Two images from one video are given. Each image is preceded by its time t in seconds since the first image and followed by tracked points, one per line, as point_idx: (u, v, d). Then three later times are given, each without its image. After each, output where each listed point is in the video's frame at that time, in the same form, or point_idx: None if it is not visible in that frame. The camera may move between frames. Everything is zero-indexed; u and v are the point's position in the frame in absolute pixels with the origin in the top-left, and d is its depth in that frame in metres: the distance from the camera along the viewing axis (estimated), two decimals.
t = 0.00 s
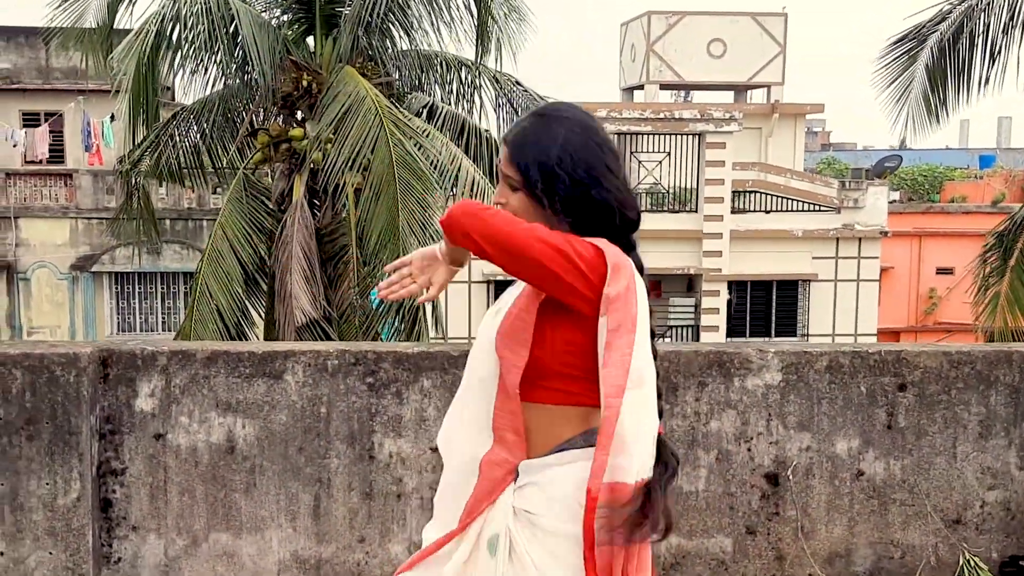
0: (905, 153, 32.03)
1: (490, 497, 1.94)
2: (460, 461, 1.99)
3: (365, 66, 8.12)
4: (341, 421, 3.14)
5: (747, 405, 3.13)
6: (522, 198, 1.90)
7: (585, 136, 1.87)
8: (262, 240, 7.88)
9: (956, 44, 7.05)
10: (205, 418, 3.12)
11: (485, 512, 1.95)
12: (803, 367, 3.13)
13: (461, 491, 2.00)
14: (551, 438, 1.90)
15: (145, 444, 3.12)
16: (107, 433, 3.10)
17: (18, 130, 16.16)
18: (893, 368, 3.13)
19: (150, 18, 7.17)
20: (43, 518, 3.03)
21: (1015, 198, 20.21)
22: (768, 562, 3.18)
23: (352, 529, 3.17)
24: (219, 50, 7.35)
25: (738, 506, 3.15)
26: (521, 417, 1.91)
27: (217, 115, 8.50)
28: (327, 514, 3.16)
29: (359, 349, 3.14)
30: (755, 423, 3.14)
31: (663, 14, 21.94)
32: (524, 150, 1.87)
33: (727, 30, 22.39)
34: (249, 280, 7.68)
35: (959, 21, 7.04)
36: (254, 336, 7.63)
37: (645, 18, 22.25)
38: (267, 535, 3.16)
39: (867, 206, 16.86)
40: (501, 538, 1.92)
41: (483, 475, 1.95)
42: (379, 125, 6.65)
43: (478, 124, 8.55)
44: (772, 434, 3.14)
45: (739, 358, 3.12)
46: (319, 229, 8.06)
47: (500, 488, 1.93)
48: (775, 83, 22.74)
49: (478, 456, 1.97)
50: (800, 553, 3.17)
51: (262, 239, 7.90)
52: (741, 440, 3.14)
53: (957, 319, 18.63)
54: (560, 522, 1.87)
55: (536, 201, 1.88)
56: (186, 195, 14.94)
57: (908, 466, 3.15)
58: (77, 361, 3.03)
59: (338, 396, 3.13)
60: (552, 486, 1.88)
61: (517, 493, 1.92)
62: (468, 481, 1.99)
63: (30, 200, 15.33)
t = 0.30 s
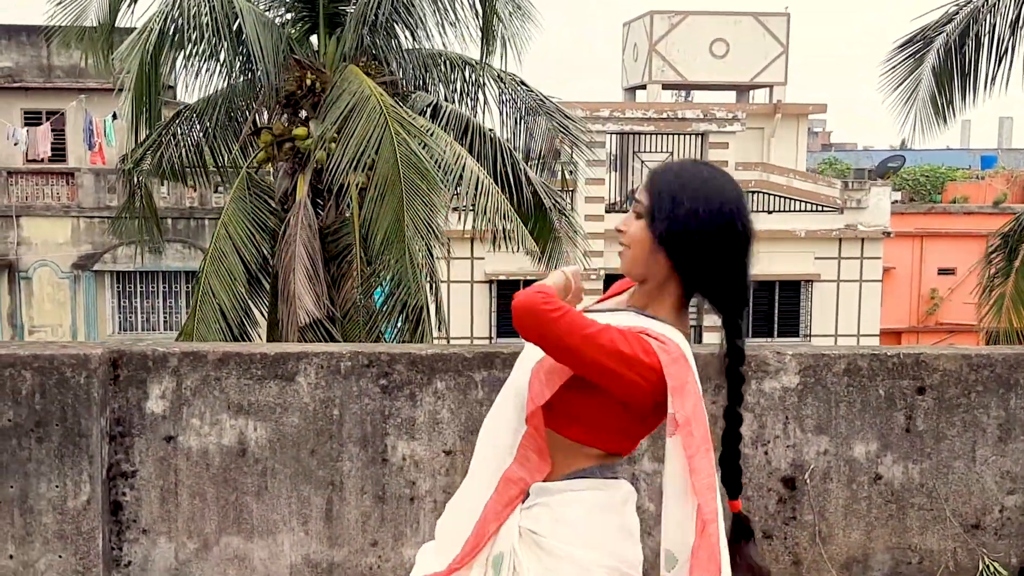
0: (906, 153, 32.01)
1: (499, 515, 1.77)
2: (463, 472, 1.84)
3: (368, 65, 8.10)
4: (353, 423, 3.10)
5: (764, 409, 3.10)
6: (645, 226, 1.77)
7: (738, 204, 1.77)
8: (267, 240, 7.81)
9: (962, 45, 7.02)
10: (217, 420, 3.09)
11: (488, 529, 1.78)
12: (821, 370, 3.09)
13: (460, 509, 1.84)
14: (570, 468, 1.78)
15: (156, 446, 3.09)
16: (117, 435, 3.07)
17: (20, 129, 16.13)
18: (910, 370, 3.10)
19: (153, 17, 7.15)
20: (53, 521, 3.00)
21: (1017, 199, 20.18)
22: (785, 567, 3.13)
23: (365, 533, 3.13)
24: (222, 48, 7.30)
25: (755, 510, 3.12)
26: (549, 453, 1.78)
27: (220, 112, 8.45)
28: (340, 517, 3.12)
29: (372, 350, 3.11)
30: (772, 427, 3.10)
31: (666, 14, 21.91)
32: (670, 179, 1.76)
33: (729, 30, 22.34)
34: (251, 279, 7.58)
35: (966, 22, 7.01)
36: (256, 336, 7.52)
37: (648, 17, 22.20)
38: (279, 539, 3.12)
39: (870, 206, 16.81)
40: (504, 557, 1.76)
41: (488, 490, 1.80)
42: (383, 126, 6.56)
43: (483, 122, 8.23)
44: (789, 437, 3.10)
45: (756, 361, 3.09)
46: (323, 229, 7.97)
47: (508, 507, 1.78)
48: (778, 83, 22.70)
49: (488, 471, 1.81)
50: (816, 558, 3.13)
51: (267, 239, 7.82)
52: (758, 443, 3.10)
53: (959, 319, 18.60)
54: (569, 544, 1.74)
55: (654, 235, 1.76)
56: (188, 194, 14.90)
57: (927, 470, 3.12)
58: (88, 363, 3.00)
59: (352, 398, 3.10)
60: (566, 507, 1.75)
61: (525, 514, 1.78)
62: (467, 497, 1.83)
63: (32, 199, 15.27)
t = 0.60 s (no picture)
0: (904, 150, 32.02)
1: (462, 464, 1.81)
2: (413, 427, 1.86)
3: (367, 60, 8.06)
4: (360, 420, 3.07)
5: (775, 405, 3.07)
6: (669, 209, 1.81)
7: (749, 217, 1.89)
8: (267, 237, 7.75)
9: (963, 42, 7.00)
10: (223, 417, 3.06)
11: (451, 477, 1.81)
12: (832, 367, 3.07)
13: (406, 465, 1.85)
14: (529, 408, 1.86)
15: (162, 442, 3.06)
16: (122, 431, 3.04)
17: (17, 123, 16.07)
18: (922, 367, 3.07)
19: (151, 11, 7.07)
20: (58, 518, 2.97)
21: (1015, 195, 20.15)
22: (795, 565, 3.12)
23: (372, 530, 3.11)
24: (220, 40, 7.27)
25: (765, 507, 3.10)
26: (502, 402, 1.81)
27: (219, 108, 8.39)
28: (346, 514, 3.10)
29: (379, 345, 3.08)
30: (782, 423, 3.08)
31: (665, 10, 21.88)
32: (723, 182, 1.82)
33: (728, 26, 22.32)
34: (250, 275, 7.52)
35: (967, 19, 6.98)
36: (255, 332, 7.48)
37: (647, 13, 22.16)
38: (285, 536, 3.10)
39: (869, 202, 16.73)
40: (474, 502, 1.81)
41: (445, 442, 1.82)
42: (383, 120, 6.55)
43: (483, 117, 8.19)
44: (801, 434, 3.08)
45: (767, 357, 3.07)
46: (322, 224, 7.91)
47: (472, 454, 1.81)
48: (777, 80, 22.68)
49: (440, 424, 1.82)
50: (826, 554, 3.11)
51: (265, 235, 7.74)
52: (768, 440, 3.08)
53: (957, 317, 18.65)
54: (539, 480, 1.84)
55: (679, 223, 1.82)
56: (185, 189, 14.85)
57: (938, 468, 3.10)
58: (93, 359, 2.96)
59: (359, 394, 3.07)
60: (531, 449, 1.84)
61: (489, 457, 1.82)
62: (420, 452, 1.84)
63: (29, 194, 15.17)
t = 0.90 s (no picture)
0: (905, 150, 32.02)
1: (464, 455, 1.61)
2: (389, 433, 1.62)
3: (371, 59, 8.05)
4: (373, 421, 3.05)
5: (792, 407, 3.05)
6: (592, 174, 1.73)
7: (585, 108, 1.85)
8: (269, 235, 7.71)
9: (969, 43, 6.95)
10: (235, 417, 3.04)
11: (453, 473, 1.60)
12: (848, 368, 3.05)
13: (393, 461, 1.61)
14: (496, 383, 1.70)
15: (174, 442, 3.04)
16: (134, 431, 3.03)
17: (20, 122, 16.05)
18: (939, 368, 3.05)
19: (155, 10, 7.05)
20: (69, 518, 2.96)
21: (1017, 196, 20.14)
22: (810, 567, 3.10)
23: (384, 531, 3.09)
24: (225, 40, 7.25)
25: (780, 509, 3.08)
26: (496, 392, 1.63)
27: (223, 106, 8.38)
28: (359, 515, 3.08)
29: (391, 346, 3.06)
30: (799, 425, 3.06)
31: (667, 9, 21.86)
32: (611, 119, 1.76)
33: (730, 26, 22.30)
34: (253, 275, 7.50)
35: (972, 19, 6.93)
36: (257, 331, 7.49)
37: (649, 13, 22.13)
38: (298, 537, 3.08)
39: (872, 203, 16.74)
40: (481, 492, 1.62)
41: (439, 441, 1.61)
42: (388, 120, 6.52)
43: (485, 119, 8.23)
44: (817, 435, 3.06)
45: (783, 358, 3.05)
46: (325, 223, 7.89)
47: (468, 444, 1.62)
48: (778, 79, 22.66)
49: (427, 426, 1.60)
50: (842, 556, 3.10)
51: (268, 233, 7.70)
52: (784, 441, 3.06)
53: (958, 317, 18.58)
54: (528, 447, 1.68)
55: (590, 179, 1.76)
56: (187, 188, 14.82)
57: (955, 469, 3.08)
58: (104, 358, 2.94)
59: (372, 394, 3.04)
60: (521, 432, 1.68)
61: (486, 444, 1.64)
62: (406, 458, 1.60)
63: (31, 193, 15.08)
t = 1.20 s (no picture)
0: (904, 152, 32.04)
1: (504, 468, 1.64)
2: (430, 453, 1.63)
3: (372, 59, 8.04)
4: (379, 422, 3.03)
5: (802, 408, 3.04)
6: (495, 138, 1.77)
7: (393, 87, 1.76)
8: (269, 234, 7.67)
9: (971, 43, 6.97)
10: (242, 417, 3.03)
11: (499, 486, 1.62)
12: (859, 369, 3.03)
13: (454, 484, 1.61)
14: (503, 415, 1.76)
15: (181, 442, 3.02)
16: (141, 431, 3.01)
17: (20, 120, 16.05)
18: (950, 370, 3.04)
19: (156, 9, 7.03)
20: (75, 518, 2.94)
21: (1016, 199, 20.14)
22: (820, 569, 3.09)
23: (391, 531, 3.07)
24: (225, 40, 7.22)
25: (790, 511, 3.07)
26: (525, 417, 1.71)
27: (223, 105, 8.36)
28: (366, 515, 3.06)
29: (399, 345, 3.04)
30: (809, 426, 3.04)
31: (667, 10, 21.87)
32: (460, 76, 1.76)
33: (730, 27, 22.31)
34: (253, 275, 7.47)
35: (974, 20, 6.94)
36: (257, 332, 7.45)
37: (649, 14, 22.15)
38: (305, 538, 3.06)
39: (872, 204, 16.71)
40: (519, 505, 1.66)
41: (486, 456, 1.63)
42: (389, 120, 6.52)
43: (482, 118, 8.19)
44: (827, 436, 3.05)
45: (793, 359, 3.03)
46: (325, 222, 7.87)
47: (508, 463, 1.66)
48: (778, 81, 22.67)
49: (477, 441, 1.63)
50: (852, 558, 3.08)
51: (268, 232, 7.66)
52: (794, 442, 3.04)
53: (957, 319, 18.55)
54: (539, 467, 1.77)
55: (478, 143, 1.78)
56: (187, 187, 14.82)
57: (966, 472, 3.07)
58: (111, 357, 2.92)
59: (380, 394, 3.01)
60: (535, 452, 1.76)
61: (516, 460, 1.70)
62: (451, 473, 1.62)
63: (30, 191, 15.12)
